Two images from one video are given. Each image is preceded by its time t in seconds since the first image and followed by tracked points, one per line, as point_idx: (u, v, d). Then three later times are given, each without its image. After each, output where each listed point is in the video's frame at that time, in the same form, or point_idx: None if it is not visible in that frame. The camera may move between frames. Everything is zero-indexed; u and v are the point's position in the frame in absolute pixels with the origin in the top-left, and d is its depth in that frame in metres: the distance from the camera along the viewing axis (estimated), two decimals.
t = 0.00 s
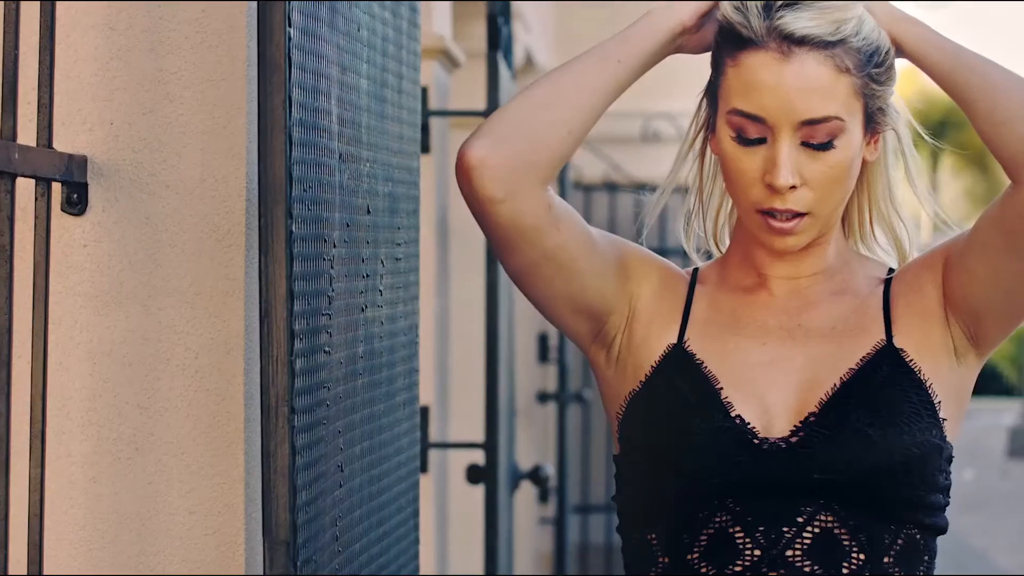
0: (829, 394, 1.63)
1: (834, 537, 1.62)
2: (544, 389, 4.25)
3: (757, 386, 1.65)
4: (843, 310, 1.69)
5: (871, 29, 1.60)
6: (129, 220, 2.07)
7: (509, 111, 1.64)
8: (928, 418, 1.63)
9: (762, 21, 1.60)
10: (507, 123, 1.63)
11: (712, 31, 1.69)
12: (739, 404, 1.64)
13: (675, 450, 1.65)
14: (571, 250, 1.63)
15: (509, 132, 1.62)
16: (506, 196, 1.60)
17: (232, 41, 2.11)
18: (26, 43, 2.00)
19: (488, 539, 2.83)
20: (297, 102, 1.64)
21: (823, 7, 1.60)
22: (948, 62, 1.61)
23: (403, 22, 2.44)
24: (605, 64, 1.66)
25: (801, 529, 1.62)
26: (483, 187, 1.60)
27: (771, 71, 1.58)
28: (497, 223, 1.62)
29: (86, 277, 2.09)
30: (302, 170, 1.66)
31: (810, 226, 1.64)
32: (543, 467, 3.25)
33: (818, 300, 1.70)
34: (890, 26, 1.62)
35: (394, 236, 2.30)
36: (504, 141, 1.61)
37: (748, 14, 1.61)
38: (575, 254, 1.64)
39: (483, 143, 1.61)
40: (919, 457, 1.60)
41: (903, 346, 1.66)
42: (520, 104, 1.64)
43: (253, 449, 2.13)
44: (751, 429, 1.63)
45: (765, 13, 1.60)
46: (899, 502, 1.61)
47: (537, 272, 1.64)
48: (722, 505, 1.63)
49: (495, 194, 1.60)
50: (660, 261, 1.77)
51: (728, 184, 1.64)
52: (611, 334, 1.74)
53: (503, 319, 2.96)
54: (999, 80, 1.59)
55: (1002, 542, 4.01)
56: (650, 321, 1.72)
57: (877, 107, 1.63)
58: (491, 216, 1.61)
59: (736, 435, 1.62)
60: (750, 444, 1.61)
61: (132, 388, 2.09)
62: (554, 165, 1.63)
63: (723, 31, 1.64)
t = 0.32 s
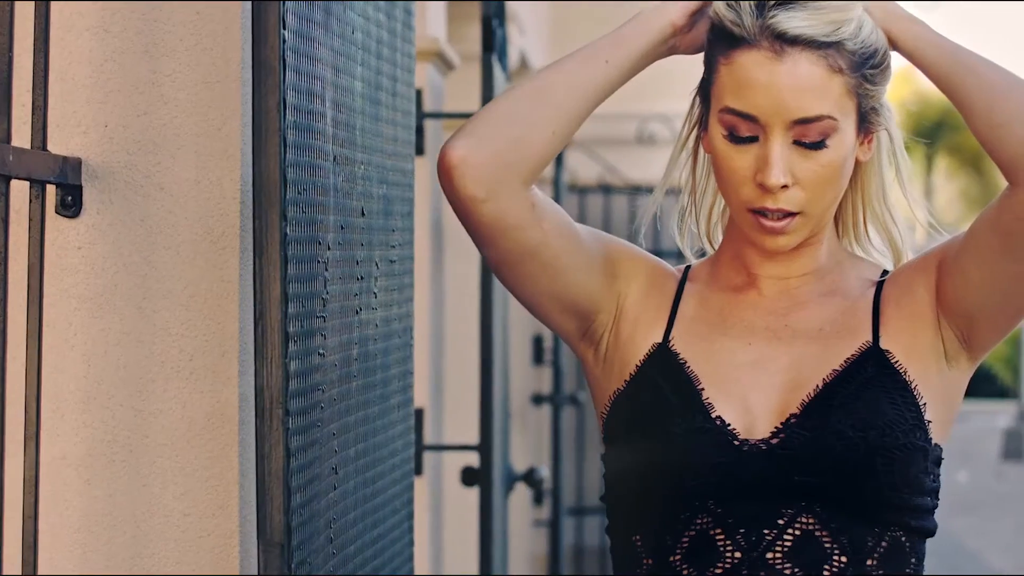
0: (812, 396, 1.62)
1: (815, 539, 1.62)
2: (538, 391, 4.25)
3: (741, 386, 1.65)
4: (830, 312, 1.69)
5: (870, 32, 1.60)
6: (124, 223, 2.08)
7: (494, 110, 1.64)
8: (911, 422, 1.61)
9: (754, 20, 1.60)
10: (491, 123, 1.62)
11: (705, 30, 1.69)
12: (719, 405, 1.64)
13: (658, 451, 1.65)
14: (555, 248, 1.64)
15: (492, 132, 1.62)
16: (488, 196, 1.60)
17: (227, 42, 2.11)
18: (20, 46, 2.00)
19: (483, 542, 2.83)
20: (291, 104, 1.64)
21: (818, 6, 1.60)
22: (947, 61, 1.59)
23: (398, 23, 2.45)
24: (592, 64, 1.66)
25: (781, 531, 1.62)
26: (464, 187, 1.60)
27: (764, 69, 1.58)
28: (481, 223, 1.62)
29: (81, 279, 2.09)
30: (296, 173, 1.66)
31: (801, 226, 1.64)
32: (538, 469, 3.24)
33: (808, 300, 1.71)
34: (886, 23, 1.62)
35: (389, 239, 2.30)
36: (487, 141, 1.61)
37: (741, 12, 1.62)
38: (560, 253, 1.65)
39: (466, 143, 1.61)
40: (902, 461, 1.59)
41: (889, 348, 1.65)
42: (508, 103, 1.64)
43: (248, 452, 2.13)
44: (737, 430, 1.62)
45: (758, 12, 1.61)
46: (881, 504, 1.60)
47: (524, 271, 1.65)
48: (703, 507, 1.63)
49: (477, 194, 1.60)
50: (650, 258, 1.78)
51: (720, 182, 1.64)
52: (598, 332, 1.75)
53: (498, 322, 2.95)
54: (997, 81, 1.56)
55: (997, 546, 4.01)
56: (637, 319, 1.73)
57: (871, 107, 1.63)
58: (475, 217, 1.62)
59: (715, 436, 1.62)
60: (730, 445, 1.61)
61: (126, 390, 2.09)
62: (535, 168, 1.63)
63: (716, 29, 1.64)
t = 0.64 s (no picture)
0: (796, 399, 1.62)
1: (798, 543, 1.61)
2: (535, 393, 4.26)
3: (727, 389, 1.64)
4: (819, 313, 1.68)
5: (866, 35, 1.59)
6: (119, 224, 2.08)
7: (478, 111, 1.66)
8: (897, 424, 1.61)
9: (748, 21, 1.58)
10: (475, 125, 1.64)
11: (696, 29, 1.67)
12: (702, 410, 1.64)
13: (642, 456, 1.65)
14: (540, 249, 1.65)
15: (475, 133, 1.64)
16: (471, 197, 1.63)
17: (222, 44, 2.13)
18: (17, 47, 2.00)
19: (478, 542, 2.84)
20: (287, 106, 1.65)
21: (813, 7, 1.58)
22: (939, 64, 1.58)
23: (392, 24, 2.45)
24: (580, 65, 1.66)
25: (764, 535, 1.62)
26: (448, 188, 1.62)
27: (757, 71, 1.57)
28: (465, 225, 1.64)
29: (76, 280, 2.08)
30: (292, 174, 1.67)
31: (792, 227, 1.64)
32: (532, 470, 3.25)
33: (798, 303, 1.69)
34: (879, 22, 1.60)
35: (384, 241, 2.30)
36: (470, 141, 1.63)
37: (734, 13, 1.60)
38: (544, 254, 1.66)
39: (449, 144, 1.63)
40: (886, 464, 1.59)
41: (876, 351, 1.64)
42: (494, 104, 1.65)
43: (243, 453, 2.14)
44: (724, 433, 1.62)
45: (752, 12, 1.59)
46: (865, 509, 1.60)
47: (510, 272, 1.67)
48: (687, 511, 1.64)
49: (460, 196, 1.63)
50: (639, 257, 1.78)
51: (712, 183, 1.64)
52: (587, 333, 1.76)
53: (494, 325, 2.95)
54: (991, 82, 1.56)
55: (992, 547, 4.01)
56: (625, 319, 1.73)
57: (864, 108, 1.62)
58: (459, 218, 1.64)
59: (698, 440, 1.62)
60: (712, 449, 1.61)
61: (122, 391, 2.10)
62: (520, 168, 1.65)
63: (709, 29, 1.63)
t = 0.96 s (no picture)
0: (781, 403, 1.62)
1: (784, 549, 1.60)
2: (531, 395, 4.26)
3: (713, 393, 1.64)
4: (808, 317, 1.68)
5: (860, 39, 1.59)
6: (114, 226, 2.08)
7: (463, 116, 1.65)
8: (883, 429, 1.61)
9: (742, 23, 1.58)
10: (459, 131, 1.64)
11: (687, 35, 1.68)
12: (687, 414, 1.64)
13: (626, 462, 1.65)
14: (527, 253, 1.65)
15: (460, 138, 1.63)
16: (453, 203, 1.62)
17: (217, 45, 2.14)
18: (12, 49, 2.00)
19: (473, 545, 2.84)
20: (282, 108, 1.64)
21: (807, 9, 1.58)
22: (933, 68, 1.58)
23: (388, 26, 2.45)
24: (567, 71, 1.67)
25: (750, 540, 1.61)
26: (430, 194, 1.62)
27: (750, 73, 1.57)
28: (449, 230, 1.64)
29: (72, 282, 2.08)
30: (286, 176, 1.66)
31: (784, 230, 1.62)
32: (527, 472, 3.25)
33: (786, 306, 1.70)
34: (872, 24, 1.60)
35: (379, 242, 2.30)
36: (454, 146, 1.63)
37: (727, 14, 1.60)
38: (530, 256, 1.66)
39: (433, 149, 1.63)
40: (872, 468, 1.59)
41: (864, 355, 1.64)
42: (481, 108, 1.65)
43: (239, 455, 2.16)
44: (711, 436, 1.62)
45: (746, 14, 1.58)
46: (850, 514, 1.60)
47: (495, 276, 1.66)
48: (673, 516, 1.63)
49: (442, 200, 1.62)
50: (628, 258, 1.79)
51: (704, 185, 1.63)
52: (576, 336, 1.76)
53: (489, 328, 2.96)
54: (983, 86, 1.56)
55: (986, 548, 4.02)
56: (613, 321, 1.74)
57: (856, 112, 1.63)
58: (442, 224, 1.64)
59: (683, 445, 1.62)
60: (697, 453, 1.61)
61: (117, 394, 2.10)
62: (506, 172, 1.64)
63: (701, 31, 1.63)
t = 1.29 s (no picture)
0: (768, 410, 1.62)
1: (770, 557, 1.62)
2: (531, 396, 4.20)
3: (701, 400, 1.64)
4: (798, 323, 1.67)
5: (853, 44, 1.58)
6: (110, 228, 2.08)
7: (450, 124, 1.65)
8: (871, 436, 1.61)
9: (735, 26, 1.57)
10: (445, 140, 1.64)
11: (677, 40, 1.67)
12: (673, 422, 1.64)
13: (613, 469, 1.67)
14: (514, 261, 1.66)
15: (445, 146, 1.63)
16: (438, 213, 1.62)
17: (213, 47, 2.12)
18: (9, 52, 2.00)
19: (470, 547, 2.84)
20: (278, 110, 1.65)
21: (800, 13, 1.57)
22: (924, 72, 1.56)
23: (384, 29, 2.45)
24: (555, 78, 1.66)
25: (736, 549, 1.62)
26: (414, 203, 1.62)
27: (743, 77, 1.56)
28: (435, 239, 1.64)
29: (68, 284, 2.09)
30: (283, 178, 1.67)
31: (775, 236, 1.63)
32: (524, 474, 3.24)
33: (774, 313, 1.69)
34: (864, 28, 1.58)
35: (376, 245, 2.30)
36: (439, 155, 1.63)
37: (719, 17, 1.59)
38: (516, 264, 1.66)
39: (417, 158, 1.63)
40: (859, 476, 1.60)
41: (852, 362, 1.64)
42: (469, 114, 1.65)
43: (235, 456, 2.14)
44: (699, 444, 1.62)
45: (738, 17, 1.57)
46: (838, 522, 1.60)
47: (482, 284, 1.67)
48: (659, 525, 1.64)
49: (427, 210, 1.62)
50: (617, 264, 1.80)
51: (694, 190, 1.64)
52: (566, 341, 1.77)
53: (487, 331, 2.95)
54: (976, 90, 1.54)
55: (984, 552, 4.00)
56: (603, 326, 1.74)
57: (849, 116, 1.61)
58: (428, 233, 1.64)
59: (668, 453, 1.62)
60: (683, 462, 1.62)
61: (113, 395, 2.10)
62: (494, 178, 1.64)
63: (692, 35, 1.62)
